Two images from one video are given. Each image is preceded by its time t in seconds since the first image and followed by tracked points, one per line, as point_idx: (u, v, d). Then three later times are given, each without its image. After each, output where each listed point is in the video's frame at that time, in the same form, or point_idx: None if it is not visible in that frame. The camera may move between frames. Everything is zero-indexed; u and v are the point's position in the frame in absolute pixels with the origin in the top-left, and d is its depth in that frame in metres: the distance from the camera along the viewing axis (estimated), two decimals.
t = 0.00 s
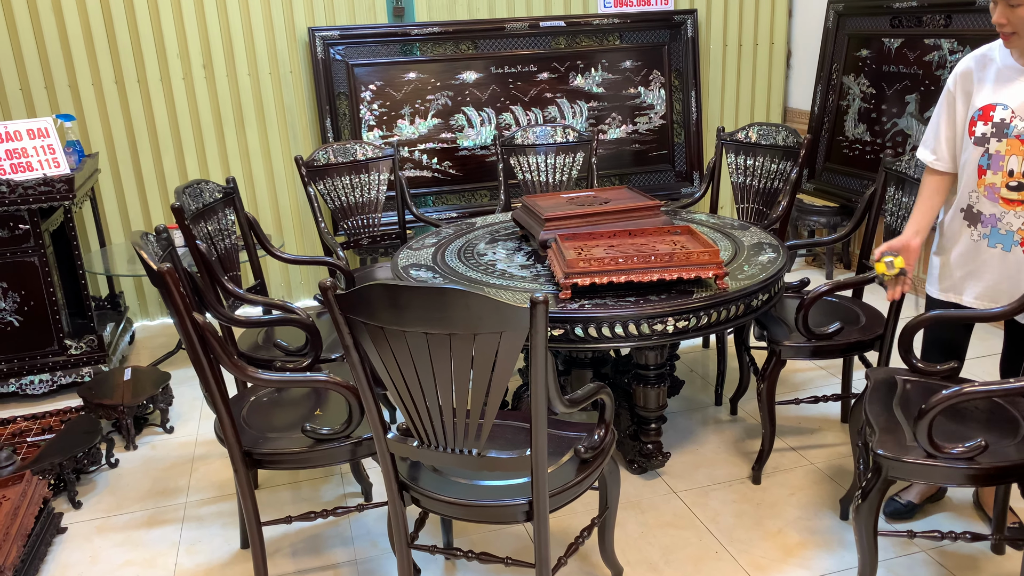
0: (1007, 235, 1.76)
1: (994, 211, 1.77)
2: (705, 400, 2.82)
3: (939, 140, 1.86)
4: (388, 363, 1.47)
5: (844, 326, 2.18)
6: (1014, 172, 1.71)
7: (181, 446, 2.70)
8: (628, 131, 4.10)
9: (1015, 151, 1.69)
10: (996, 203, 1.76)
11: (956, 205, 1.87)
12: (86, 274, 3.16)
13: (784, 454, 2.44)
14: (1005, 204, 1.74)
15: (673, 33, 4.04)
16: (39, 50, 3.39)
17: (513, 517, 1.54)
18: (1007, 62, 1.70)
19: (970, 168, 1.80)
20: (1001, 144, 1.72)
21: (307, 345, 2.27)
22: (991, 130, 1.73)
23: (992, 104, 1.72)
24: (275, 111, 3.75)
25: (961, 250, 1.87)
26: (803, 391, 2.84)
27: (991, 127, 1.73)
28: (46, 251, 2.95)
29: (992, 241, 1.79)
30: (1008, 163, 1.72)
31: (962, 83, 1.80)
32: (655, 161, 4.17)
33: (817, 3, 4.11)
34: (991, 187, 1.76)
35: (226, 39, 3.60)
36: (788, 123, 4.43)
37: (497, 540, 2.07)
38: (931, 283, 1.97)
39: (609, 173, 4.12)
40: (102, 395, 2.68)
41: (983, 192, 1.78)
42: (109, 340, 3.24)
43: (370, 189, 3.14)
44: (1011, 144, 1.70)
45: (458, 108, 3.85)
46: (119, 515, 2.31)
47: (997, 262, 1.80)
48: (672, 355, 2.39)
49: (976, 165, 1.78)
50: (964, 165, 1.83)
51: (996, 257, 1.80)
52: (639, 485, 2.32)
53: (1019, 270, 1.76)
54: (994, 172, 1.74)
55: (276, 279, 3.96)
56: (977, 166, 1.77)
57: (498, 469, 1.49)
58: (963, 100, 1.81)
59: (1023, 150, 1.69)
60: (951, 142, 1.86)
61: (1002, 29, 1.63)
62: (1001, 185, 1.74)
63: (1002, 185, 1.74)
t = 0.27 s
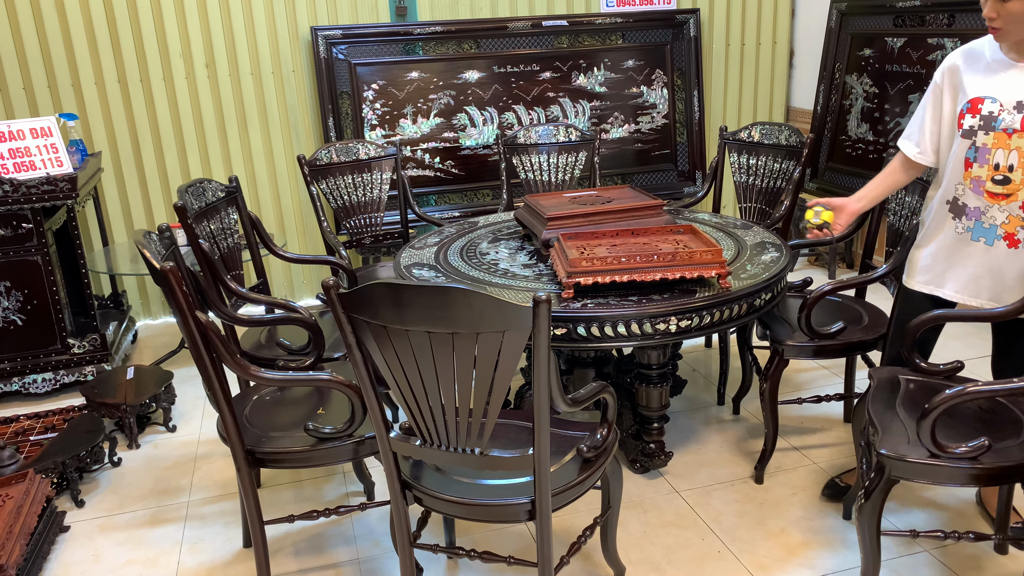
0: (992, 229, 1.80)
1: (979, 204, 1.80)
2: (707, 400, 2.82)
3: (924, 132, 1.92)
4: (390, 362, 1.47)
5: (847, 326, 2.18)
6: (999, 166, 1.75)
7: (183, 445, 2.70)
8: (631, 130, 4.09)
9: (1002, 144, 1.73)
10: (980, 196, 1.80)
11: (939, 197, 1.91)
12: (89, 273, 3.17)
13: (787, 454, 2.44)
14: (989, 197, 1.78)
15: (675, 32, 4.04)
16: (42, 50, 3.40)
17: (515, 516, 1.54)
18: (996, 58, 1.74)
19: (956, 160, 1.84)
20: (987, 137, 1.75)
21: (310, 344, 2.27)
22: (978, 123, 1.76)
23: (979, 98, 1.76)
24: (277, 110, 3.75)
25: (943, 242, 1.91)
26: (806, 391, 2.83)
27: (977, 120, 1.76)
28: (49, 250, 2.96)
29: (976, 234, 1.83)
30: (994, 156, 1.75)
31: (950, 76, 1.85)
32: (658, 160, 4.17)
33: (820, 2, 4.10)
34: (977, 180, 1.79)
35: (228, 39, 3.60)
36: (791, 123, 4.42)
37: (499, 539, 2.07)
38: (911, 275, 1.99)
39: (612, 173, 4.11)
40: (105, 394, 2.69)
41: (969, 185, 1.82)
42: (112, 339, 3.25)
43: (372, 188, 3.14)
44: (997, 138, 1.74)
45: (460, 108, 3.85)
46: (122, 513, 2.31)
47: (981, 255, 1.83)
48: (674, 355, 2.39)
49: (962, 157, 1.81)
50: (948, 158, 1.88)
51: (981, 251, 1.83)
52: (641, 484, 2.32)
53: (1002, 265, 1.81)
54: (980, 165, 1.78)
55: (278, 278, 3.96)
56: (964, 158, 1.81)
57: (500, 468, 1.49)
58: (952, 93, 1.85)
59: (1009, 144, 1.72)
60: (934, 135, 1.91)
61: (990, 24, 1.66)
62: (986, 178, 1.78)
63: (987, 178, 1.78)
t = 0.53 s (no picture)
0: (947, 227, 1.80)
1: (931, 205, 1.80)
2: (710, 399, 2.82)
3: (872, 139, 1.87)
4: (392, 360, 1.47)
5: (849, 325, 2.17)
6: (948, 165, 1.76)
7: (186, 443, 2.70)
8: (633, 129, 4.09)
9: (949, 144, 1.74)
10: (933, 197, 1.79)
11: (891, 202, 1.89)
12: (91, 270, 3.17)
13: (789, 454, 2.43)
14: (941, 197, 1.78)
15: (678, 31, 4.03)
16: (45, 48, 3.40)
17: (518, 515, 1.54)
18: (935, 61, 1.75)
19: (904, 164, 1.82)
20: (935, 138, 1.75)
21: (312, 343, 2.27)
22: (924, 125, 1.76)
23: (922, 100, 1.76)
24: (280, 109, 3.75)
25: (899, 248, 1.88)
26: (809, 390, 2.83)
27: (924, 122, 1.76)
28: (52, 248, 2.96)
29: (931, 235, 1.82)
30: (942, 156, 1.76)
31: (890, 82, 1.83)
32: (660, 159, 4.16)
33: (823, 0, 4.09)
34: (928, 181, 1.79)
35: (231, 37, 3.60)
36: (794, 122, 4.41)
37: (501, 538, 2.07)
38: (869, 283, 1.95)
39: (614, 171, 4.11)
40: (107, 392, 2.69)
41: (919, 187, 1.81)
42: (114, 336, 3.25)
43: (374, 187, 3.14)
44: (945, 138, 1.74)
45: (463, 106, 3.85)
46: (124, 511, 2.32)
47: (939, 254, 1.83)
48: (677, 354, 2.38)
49: (910, 160, 1.80)
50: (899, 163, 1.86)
51: (938, 250, 1.82)
52: (643, 484, 2.32)
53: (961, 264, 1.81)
54: (929, 166, 1.78)
55: (281, 276, 3.96)
56: (913, 160, 1.79)
57: (502, 467, 1.49)
58: (890, 100, 1.84)
59: (956, 144, 1.74)
60: (881, 143, 1.88)
61: (927, 30, 1.68)
62: (937, 178, 1.77)
63: (938, 178, 1.78)
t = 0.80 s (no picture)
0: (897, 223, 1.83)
1: (879, 203, 1.83)
2: (711, 398, 2.82)
3: (812, 144, 1.94)
4: (394, 357, 1.47)
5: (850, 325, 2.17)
6: (890, 162, 1.79)
7: (187, 439, 2.71)
8: (636, 127, 4.09)
9: (888, 141, 1.78)
10: (879, 195, 1.82)
11: (840, 204, 1.92)
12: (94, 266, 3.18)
13: (791, 453, 2.43)
14: (887, 194, 1.82)
15: (681, 29, 4.03)
16: (48, 43, 3.40)
17: (519, 512, 1.55)
18: (867, 62, 1.80)
19: (849, 165, 1.85)
20: (874, 136, 1.79)
21: (314, 339, 2.27)
22: (863, 125, 1.80)
23: (859, 101, 1.80)
24: (283, 105, 3.75)
25: (855, 249, 1.90)
26: (810, 390, 2.83)
27: (862, 122, 1.80)
28: (55, 243, 2.97)
29: (882, 232, 1.85)
30: (883, 154, 1.79)
31: (827, 88, 1.89)
32: (663, 157, 4.16)
33: None
34: (873, 180, 1.82)
35: (234, 34, 3.60)
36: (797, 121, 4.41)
37: (502, 535, 2.08)
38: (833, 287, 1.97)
39: (616, 169, 4.11)
40: (109, 387, 2.70)
41: (866, 186, 1.84)
42: (117, 332, 3.26)
43: (377, 184, 3.14)
44: (883, 135, 1.78)
45: (465, 104, 3.85)
46: (126, 506, 2.32)
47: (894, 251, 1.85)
48: (678, 352, 2.38)
49: (854, 161, 1.84)
50: (842, 163, 1.90)
51: (893, 246, 1.85)
52: (644, 482, 2.32)
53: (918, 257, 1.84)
54: (872, 165, 1.81)
55: (283, 273, 3.97)
56: (857, 160, 1.83)
57: (504, 464, 1.49)
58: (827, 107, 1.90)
59: (894, 140, 1.78)
60: (822, 146, 1.94)
61: (854, 35, 1.73)
62: (881, 176, 1.81)
63: (882, 175, 1.81)
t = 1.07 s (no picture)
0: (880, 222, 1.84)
1: (862, 202, 1.84)
2: (713, 396, 2.81)
3: (802, 143, 1.99)
4: (394, 354, 1.46)
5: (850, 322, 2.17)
6: (872, 160, 1.81)
7: (189, 436, 2.71)
8: (639, 124, 4.08)
9: (870, 139, 1.80)
10: (862, 194, 1.84)
11: (826, 203, 1.94)
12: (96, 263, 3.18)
13: (793, 451, 2.42)
14: (870, 192, 1.83)
15: (684, 26, 4.02)
16: (51, 40, 3.41)
17: (520, 509, 1.54)
18: (848, 62, 1.83)
19: (832, 164, 1.88)
20: (856, 135, 1.82)
21: (315, 337, 2.27)
22: (845, 124, 1.82)
23: (841, 100, 1.82)
24: (285, 103, 3.75)
25: (840, 248, 1.91)
26: (813, 388, 2.82)
27: (845, 121, 1.82)
28: (57, 241, 2.97)
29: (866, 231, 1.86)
30: (865, 152, 1.81)
31: (813, 89, 1.92)
32: (666, 155, 4.15)
33: None
34: (855, 179, 1.83)
35: (236, 31, 3.60)
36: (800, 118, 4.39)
37: (503, 533, 2.07)
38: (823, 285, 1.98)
39: (619, 167, 4.10)
40: (111, 384, 2.70)
41: (849, 184, 1.86)
42: (119, 330, 3.26)
43: (379, 181, 3.13)
44: (865, 134, 1.80)
45: (467, 101, 3.84)
46: (128, 503, 2.32)
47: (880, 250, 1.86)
48: (680, 350, 2.38)
49: (837, 160, 1.86)
50: (827, 162, 1.92)
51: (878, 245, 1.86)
52: (646, 480, 2.32)
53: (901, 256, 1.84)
54: (854, 164, 1.83)
55: (285, 270, 3.97)
56: (839, 160, 1.85)
57: (505, 462, 1.49)
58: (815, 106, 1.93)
59: (877, 139, 1.79)
60: (812, 144, 1.99)
61: (832, 34, 1.76)
62: (863, 175, 1.82)
63: (864, 174, 1.82)
